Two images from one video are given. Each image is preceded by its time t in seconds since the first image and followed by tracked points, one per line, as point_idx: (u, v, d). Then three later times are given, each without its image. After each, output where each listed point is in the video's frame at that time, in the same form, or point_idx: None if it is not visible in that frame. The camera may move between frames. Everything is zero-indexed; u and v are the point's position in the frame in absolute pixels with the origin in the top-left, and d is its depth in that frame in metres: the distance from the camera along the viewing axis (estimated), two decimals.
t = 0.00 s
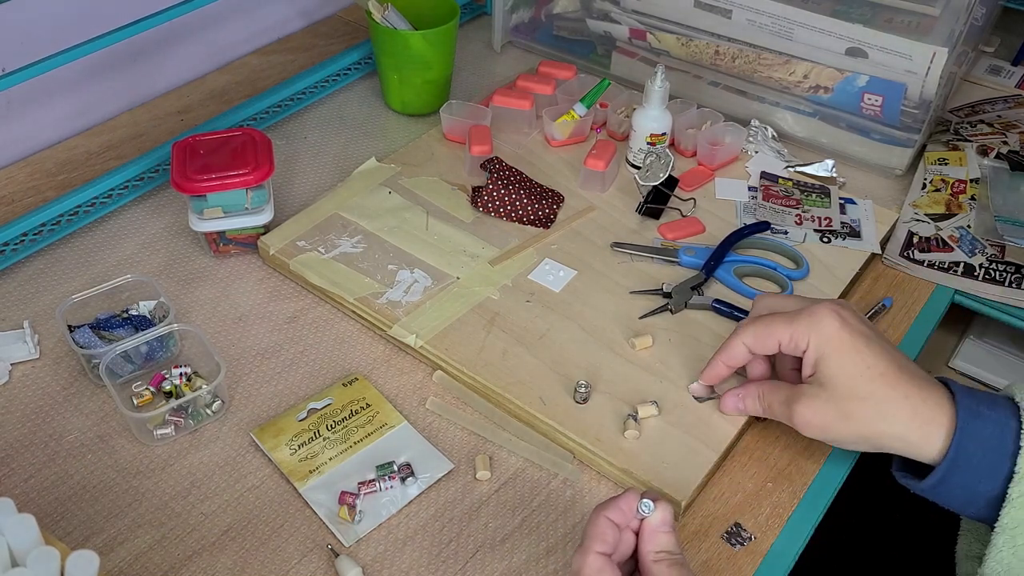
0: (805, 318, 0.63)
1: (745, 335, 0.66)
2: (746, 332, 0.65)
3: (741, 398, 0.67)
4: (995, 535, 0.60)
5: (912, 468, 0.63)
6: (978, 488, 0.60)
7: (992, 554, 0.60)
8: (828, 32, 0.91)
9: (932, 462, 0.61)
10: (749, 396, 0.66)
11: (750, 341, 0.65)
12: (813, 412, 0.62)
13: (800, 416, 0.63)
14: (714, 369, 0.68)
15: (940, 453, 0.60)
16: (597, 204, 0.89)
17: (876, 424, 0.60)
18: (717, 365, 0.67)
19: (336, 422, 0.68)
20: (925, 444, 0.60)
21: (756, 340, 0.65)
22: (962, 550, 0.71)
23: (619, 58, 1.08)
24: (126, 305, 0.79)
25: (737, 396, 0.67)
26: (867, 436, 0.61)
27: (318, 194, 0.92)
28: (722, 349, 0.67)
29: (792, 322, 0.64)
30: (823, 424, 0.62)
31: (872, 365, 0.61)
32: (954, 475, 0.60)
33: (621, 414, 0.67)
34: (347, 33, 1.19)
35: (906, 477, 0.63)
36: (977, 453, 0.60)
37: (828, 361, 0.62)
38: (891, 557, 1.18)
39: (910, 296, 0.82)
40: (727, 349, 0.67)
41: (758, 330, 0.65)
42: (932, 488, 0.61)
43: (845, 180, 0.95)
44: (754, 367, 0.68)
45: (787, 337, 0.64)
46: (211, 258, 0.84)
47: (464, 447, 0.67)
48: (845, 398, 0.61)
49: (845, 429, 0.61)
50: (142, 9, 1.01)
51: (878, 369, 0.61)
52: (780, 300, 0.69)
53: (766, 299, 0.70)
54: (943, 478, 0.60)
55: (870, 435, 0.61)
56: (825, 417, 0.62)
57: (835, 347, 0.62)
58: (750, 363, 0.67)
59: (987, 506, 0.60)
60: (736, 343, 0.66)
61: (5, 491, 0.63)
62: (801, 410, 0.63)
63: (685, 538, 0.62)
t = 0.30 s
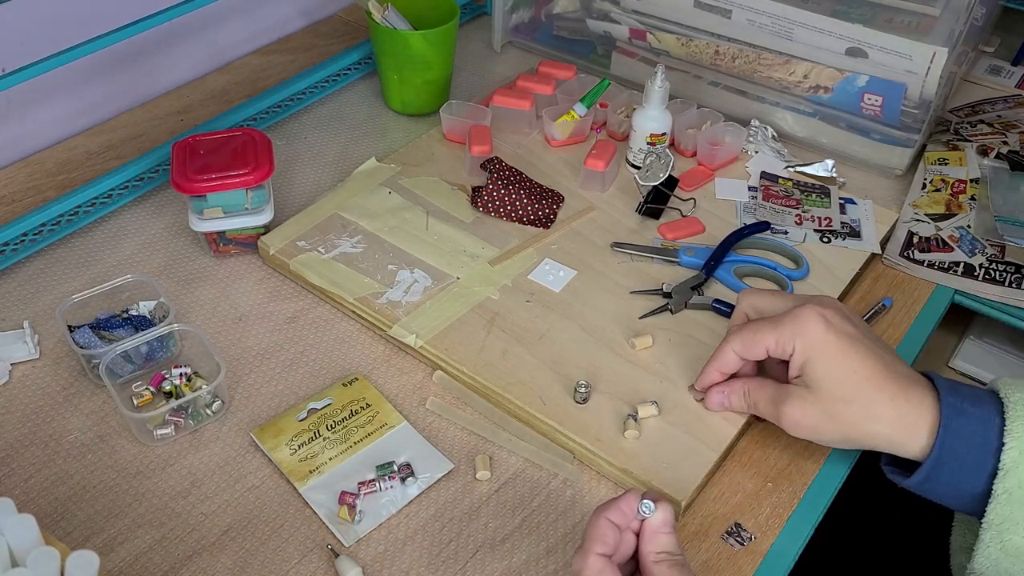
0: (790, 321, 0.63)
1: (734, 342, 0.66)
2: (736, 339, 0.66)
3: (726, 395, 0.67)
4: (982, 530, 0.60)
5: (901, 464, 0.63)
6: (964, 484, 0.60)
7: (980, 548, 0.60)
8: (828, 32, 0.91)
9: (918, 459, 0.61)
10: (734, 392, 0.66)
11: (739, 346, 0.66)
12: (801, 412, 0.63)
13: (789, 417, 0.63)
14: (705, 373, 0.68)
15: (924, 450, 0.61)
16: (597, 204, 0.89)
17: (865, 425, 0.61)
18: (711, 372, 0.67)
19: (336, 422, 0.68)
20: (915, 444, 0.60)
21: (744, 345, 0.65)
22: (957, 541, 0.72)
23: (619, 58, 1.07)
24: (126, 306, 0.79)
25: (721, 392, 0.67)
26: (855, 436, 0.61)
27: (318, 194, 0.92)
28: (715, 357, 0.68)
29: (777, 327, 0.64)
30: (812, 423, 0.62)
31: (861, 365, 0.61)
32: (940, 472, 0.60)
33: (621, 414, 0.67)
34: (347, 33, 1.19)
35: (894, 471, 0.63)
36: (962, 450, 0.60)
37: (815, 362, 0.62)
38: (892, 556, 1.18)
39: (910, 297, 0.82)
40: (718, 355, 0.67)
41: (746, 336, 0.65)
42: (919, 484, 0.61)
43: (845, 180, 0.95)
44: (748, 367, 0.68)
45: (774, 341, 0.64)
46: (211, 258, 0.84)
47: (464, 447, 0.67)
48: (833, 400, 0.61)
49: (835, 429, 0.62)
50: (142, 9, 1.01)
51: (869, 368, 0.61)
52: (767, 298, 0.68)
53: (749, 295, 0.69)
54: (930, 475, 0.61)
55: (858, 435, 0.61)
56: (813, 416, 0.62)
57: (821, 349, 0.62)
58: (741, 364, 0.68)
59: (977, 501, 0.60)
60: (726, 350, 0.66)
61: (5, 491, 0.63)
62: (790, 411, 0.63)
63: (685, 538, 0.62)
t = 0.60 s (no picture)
0: (805, 340, 0.62)
1: (740, 346, 0.65)
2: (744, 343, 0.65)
3: (723, 391, 0.67)
4: (979, 548, 0.60)
5: (897, 484, 0.64)
6: (958, 503, 0.60)
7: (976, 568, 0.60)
8: (828, 32, 0.91)
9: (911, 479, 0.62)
10: (732, 390, 0.66)
11: (745, 351, 0.65)
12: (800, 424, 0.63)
13: (788, 427, 0.63)
14: (706, 371, 0.67)
15: (917, 469, 0.61)
16: (597, 204, 0.89)
17: (861, 428, 0.61)
18: (711, 370, 0.67)
19: (336, 422, 0.68)
20: (909, 450, 0.61)
21: (751, 351, 0.65)
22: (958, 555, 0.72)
23: (619, 58, 1.07)
24: (126, 306, 0.79)
25: (719, 387, 0.67)
26: (852, 442, 0.62)
27: (318, 194, 0.92)
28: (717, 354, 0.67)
29: (790, 343, 0.63)
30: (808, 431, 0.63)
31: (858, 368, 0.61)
32: (933, 490, 0.61)
33: (621, 414, 0.67)
34: (347, 33, 1.19)
35: (891, 491, 0.64)
36: (953, 468, 0.60)
37: (825, 386, 0.62)
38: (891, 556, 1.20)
39: (910, 297, 0.82)
40: (722, 354, 0.66)
41: (754, 343, 0.64)
42: (913, 504, 0.62)
43: (845, 180, 0.95)
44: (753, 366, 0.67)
45: (784, 357, 0.63)
46: (211, 258, 0.84)
47: (464, 447, 0.67)
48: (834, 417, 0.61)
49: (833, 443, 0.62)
50: (141, 9, 1.01)
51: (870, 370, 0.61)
52: (775, 304, 0.67)
53: (754, 297, 0.68)
54: (923, 495, 0.61)
55: (853, 442, 0.61)
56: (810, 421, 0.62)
57: (829, 373, 0.61)
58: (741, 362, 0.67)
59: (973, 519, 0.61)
60: (731, 351, 0.66)
61: (5, 491, 0.63)
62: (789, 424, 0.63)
63: (685, 538, 0.62)
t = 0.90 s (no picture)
0: (827, 319, 0.63)
1: (760, 313, 0.65)
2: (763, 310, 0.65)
3: (735, 363, 0.65)
4: (982, 540, 0.60)
5: (899, 480, 0.64)
6: (961, 496, 0.61)
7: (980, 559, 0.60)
8: (828, 32, 0.91)
9: (914, 471, 0.62)
10: (746, 363, 0.65)
11: (762, 319, 0.65)
12: (815, 405, 0.62)
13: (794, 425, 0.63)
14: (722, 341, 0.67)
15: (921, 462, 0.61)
16: (597, 204, 0.89)
17: (861, 430, 0.61)
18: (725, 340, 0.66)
19: (336, 422, 0.68)
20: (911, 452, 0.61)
21: (769, 320, 0.64)
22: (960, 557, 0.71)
23: (619, 58, 1.08)
24: (126, 306, 0.79)
25: (732, 359, 0.65)
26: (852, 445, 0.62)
27: (318, 194, 0.92)
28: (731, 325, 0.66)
29: (811, 317, 0.63)
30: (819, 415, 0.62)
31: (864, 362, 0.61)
32: (938, 483, 0.61)
33: (622, 414, 0.67)
34: (347, 33, 1.19)
35: (893, 488, 0.64)
36: (957, 461, 0.60)
37: (839, 370, 0.61)
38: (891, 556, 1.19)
39: (910, 297, 0.82)
40: (739, 322, 0.66)
41: (774, 312, 0.64)
42: (917, 497, 0.62)
43: (845, 180, 0.96)
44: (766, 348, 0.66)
45: (803, 331, 0.63)
46: (211, 258, 0.84)
47: (464, 446, 0.67)
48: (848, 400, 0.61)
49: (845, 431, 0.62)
50: (141, 8, 1.01)
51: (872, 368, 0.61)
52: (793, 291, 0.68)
53: (768, 283, 0.69)
54: (927, 488, 0.61)
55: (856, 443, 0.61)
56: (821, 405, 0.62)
57: (848, 357, 0.61)
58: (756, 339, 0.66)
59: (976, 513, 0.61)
60: (749, 316, 0.65)
61: (5, 491, 0.63)
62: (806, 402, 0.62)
63: (685, 538, 0.61)
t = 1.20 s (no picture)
0: (820, 279, 0.66)
1: (759, 278, 0.68)
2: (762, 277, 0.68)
3: (750, 331, 0.65)
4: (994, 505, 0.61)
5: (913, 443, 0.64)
6: (980, 459, 0.61)
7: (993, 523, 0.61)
8: (828, 32, 0.91)
9: (935, 434, 0.62)
10: (761, 330, 0.65)
11: (763, 284, 0.67)
12: (832, 366, 0.61)
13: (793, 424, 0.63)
14: (725, 312, 0.69)
15: (943, 423, 0.61)
16: (597, 204, 0.89)
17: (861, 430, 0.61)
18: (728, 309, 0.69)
19: (336, 422, 0.68)
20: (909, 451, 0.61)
21: (769, 284, 0.67)
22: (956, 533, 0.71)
23: (619, 58, 1.08)
24: (126, 306, 0.78)
25: (746, 327, 0.66)
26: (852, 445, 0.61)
27: (318, 194, 0.92)
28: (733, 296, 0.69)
29: (807, 278, 0.66)
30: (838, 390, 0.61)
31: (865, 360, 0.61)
32: (958, 446, 0.61)
33: (622, 414, 0.67)
34: (347, 33, 1.19)
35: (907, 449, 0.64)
36: (981, 423, 0.61)
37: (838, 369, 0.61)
38: (892, 556, 1.21)
39: (910, 297, 0.82)
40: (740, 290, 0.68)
41: (773, 276, 0.67)
42: (935, 460, 0.62)
43: (845, 180, 0.96)
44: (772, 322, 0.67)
45: (802, 291, 0.66)
46: (211, 258, 0.84)
47: (464, 447, 0.67)
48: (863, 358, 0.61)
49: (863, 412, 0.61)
50: (141, 8, 1.01)
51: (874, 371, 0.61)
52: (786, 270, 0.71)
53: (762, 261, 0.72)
54: (948, 449, 0.61)
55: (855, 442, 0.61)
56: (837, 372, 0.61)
57: (847, 313, 0.63)
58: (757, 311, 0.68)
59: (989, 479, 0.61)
60: (749, 283, 0.68)
61: (4, 491, 0.63)
62: (821, 363, 0.62)
63: (685, 538, 0.62)
